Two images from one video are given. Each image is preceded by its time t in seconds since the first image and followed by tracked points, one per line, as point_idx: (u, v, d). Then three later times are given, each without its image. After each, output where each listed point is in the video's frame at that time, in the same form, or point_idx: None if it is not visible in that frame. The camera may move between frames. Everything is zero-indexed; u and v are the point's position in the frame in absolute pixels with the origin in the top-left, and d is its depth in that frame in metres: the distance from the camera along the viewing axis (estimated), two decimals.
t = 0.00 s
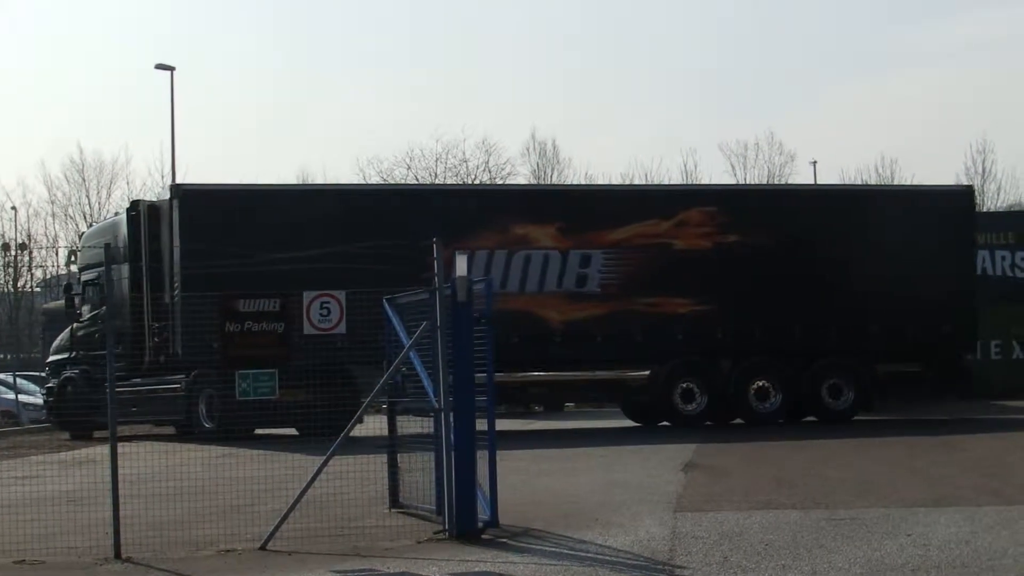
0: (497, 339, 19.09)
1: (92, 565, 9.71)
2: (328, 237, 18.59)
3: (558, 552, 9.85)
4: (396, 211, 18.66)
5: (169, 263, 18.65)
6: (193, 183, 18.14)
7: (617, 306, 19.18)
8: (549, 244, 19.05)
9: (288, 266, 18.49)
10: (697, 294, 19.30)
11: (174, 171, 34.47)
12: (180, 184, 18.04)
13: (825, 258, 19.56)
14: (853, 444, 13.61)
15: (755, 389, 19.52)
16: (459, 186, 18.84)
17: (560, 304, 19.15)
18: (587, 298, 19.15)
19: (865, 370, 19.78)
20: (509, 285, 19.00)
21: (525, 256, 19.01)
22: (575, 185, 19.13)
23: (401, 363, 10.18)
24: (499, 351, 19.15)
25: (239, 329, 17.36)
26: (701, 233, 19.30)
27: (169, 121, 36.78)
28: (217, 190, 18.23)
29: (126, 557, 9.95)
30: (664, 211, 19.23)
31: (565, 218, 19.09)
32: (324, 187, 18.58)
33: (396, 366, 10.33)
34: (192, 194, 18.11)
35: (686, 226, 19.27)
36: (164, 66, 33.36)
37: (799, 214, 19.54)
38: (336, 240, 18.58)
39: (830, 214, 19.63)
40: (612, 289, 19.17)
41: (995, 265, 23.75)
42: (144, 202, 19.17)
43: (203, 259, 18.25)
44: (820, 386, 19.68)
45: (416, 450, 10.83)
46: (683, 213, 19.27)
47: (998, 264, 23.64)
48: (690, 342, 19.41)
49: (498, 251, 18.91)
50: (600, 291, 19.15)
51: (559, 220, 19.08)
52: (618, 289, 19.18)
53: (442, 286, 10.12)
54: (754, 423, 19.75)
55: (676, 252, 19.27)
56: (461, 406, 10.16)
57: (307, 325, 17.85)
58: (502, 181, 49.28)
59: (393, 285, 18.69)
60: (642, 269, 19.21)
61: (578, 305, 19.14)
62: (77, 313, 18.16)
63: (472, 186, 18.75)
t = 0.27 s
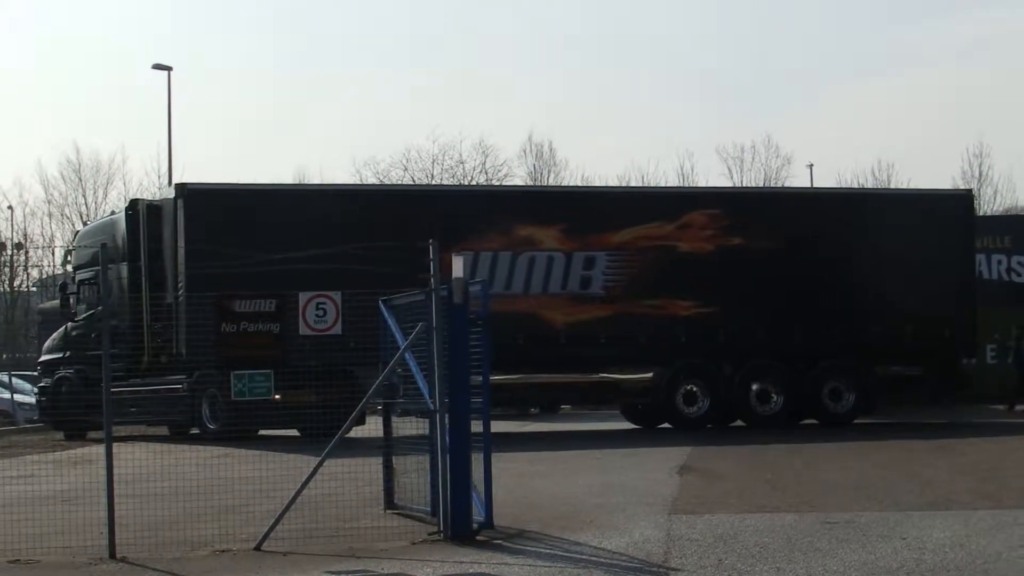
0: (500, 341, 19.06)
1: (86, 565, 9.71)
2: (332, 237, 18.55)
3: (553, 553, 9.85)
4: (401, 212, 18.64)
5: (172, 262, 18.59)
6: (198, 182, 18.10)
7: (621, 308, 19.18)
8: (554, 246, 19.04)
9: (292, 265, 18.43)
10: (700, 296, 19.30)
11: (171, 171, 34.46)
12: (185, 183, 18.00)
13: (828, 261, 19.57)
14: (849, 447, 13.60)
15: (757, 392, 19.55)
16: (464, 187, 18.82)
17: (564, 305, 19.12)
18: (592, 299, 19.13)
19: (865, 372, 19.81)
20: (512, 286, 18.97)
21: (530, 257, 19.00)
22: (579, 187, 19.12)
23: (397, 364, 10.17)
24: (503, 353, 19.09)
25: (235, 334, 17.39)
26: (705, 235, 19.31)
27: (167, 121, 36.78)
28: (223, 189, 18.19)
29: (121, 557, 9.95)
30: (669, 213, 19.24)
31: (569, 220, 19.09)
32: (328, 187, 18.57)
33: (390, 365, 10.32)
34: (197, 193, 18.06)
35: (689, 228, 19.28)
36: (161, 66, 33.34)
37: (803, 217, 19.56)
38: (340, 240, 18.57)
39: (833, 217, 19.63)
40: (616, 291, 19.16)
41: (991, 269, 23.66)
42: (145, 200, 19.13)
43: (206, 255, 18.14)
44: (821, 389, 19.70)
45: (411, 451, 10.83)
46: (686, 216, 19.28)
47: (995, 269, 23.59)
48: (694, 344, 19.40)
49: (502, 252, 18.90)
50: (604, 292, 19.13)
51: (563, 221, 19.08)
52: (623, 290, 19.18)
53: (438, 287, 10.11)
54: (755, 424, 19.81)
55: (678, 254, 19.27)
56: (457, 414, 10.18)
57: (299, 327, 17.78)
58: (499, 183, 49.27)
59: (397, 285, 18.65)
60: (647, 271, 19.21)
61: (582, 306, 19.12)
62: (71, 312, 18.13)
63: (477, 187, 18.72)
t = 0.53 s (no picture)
0: (503, 343, 19.01)
1: (84, 567, 9.70)
2: (339, 240, 18.56)
3: (550, 556, 9.85)
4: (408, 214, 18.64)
5: (175, 263, 18.50)
6: (204, 183, 18.06)
7: (626, 310, 19.17)
8: (558, 248, 19.04)
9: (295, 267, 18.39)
10: (705, 298, 19.28)
11: (168, 174, 34.46)
12: (191, 185, 17.95)
13: (832, 263, 19.59)
14: (846, 450, 13.62)
15: (759, 394, 19.59)
16: (469, 189, 18.80)
17: (569, 307, 19.09)
18: (597, 301, 19.10)
19: (867, 373, 19.82)
20: (516, 288, 18.95)
21: (535, 259, 18.99)
22: (585, 189, 19.12)
23: (394, 365, 10.17)
24: (507, 355, 19.02)
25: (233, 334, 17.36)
26: (709, 237, 19.31)
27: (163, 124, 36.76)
28: (228, 190, 18.15)
29: (117, 560, 9.95)
30: (673, 215, 19.24)
31: (574, 222, 19.08)
32: (335, 189, 18.55)
33: (388, 367, 10.30)
34: (203, 194, 18.02)
35: (693, 230, 19.28)
36: (156, 69, 33.26)
37: (807, 219, 19.56)
38: (347, 243, 18.57)
39: (837, 219, 19.64)
40: (621, 293, 19.15)
41: (988, 270, 23.80)
42: (146, 201, 19.05)
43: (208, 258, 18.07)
44: (824, 391, 19.71)
45: (408, 454, 10.81)
46: (690, 217, 19.28)
47: (992, 270, 23.71)
48: (698, 346, 19.38)
49: (506, 254, 18.89)
50: (609, 295, 19.10)
51: (568, 223, 19.08)
52: (628, 292, 19.17)
53: (435, 289, 10.12)
54: (757, 426, 19.83)
55: (683, 256, 19.28)
56: (456, 419, 10.16)
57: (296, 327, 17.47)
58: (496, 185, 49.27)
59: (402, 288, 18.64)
60: (651, 273, 19.20)
61: (587, 309, 19.10)
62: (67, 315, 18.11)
63: (483, 190, 18.69)
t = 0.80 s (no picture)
0: (500, 347, 19.41)
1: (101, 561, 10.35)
2: (344, 248, 18.95)
3: (538, 545, 10.57)
4: (412, 223, 19.11)
5: (192, 270, 19.04)
6: (222, 195, 18.49)
7: (622, 316, 19.65)
8: (556, 256, 19.53)
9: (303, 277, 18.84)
10: (697, 305, 19.82)
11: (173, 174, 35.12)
12: (209, 196, 18.40)
13: (819, 273, 20.17)
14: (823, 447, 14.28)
15: (744, 395, 20.29)
16: (470, 200, 19.27)
17: (566, 314, 19.55)
18: (593, 307, 19.60)
19: (847, 377, 20.48)
20: (515, 294, 19.40)
21: (534, 268, 19.48)
22: (581, 199, 19.67)
23: (392, 368, 10.78)
24: (504, 358, 19.45)
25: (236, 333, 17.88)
26: (701, 246, 19.87)
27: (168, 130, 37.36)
28: (243, 201, 18.62)
29: (132, 547, 10.69)
30: (666, 225, 19.80)
31: (571, 231, 19.59)
32: (340, 201, 18.98)
33: (384, 369, 10.94)
34: (220, 206, 18.49)
35: (686, 239, 19.84)
36: (166, 82, 34.02)
37: (795, 229, 20.17)
38: (352, 251, 18.98)
39: (825, 229, 20.24)
40: (616, 300, 19.65)
41: (955, 280, 24.34)
42: (161, 211, 19.58)
43: (224, 268, 18.60)
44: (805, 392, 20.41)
45: (404, 450, 11.47)
46: (683, 227, 19.84)
47: (959, 279, 24.28)
48: (689, 351, 19.88)
49: (505, 262, 19.37)
50: (606, 302, 19.58)
51: (566, 233, 19.58)
52: (623, 300, 19.67)
53: (431, 297, 10.70)
54: (741, 425, 20.48)
55: (676, 265, 19.82)
56: (451, 423, 10.83)
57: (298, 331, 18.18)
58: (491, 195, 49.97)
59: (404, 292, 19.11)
60: (645, 280, 19.73)
61: (584, 315, 19.57)
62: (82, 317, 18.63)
63: (485, 200, 19.18)
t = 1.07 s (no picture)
0: (503, 334, 24.10)
1: (200, 510, 13.61)
2: (379, 254, 23.30)
3: (529, 488, 13.72)
4: (433, 235, 23.58)
5: (262, 273, 22.83)
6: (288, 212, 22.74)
7: (601, 309, 24.36)
8: (548, 261, 24.29)
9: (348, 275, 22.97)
10: (659, 300, 24.61)
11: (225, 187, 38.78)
12: (278, 213, 22.57)
13: (758, 275, 25.00)
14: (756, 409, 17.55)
15: (694, 371, 25.36)
16: (477, 216, 24.00)
17: (556, 308, 24.21)
18: (578, 302, 24.27)
19: (777, 359, 25.33)
20: (515, 292, 24.04)
21: (530, 270, 24.17)
22: (565, 217, 24.59)
23: (414, 349, 13.75)
24: (506, 343, 24.08)
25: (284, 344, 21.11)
26: (662, 255, 24.73)
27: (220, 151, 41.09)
28: (304, 217, 22.85)
29: (211, 490, 13.94)
30: (634, 237, 24.68)
31: (559, 242, 24.40)
32: (375, 218, 23.50)
33: (406, 351, 14.04)
34: (288, 220, 22.70)
35: (650, 249, 24.71)
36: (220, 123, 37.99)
37: (737, 241, 25.00)
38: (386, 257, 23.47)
39: (762, 240, 25.06)
40: (597, 296, 24.38)
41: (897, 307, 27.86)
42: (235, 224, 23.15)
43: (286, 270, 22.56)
44: (742, 368, 25.40)
45: (425, 415, 14.44)
46: (648, 239, 24.70)
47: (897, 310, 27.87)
48: (653, 337, 24.65)
49: (506, 266, 24.11)
50: (589, 298, 24.24)
51: (554, 243, 24.37)
52: (602, 296, 24.40)
53: (445, 293, 13.60)
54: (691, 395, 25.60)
55: (643, 268, 24.66)
56: (459, 390, 13.74)
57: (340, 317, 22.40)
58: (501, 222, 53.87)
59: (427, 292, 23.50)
60: (619, 281, 24.47)
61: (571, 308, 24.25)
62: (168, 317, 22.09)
63: (490, 217, 23.81)
